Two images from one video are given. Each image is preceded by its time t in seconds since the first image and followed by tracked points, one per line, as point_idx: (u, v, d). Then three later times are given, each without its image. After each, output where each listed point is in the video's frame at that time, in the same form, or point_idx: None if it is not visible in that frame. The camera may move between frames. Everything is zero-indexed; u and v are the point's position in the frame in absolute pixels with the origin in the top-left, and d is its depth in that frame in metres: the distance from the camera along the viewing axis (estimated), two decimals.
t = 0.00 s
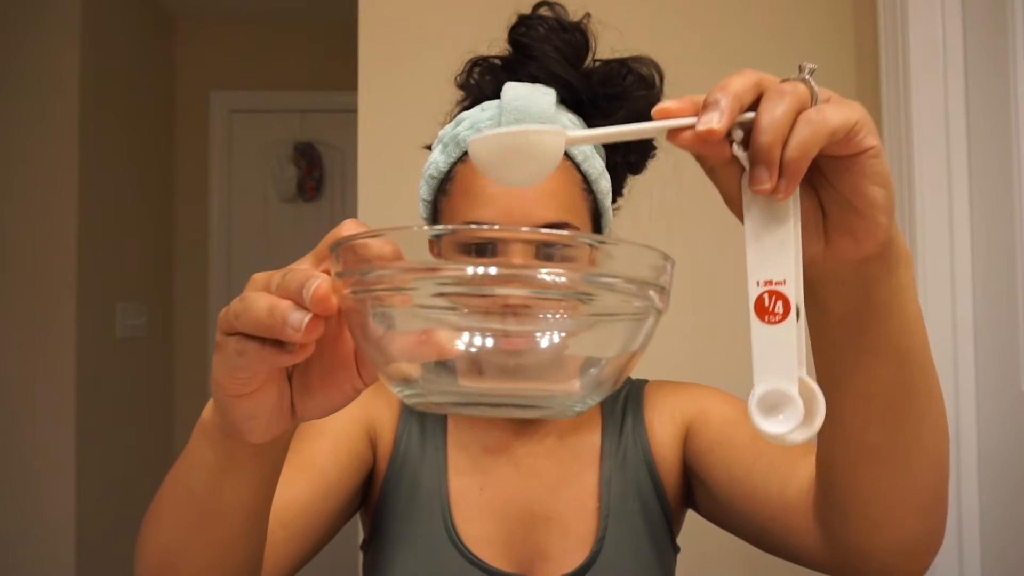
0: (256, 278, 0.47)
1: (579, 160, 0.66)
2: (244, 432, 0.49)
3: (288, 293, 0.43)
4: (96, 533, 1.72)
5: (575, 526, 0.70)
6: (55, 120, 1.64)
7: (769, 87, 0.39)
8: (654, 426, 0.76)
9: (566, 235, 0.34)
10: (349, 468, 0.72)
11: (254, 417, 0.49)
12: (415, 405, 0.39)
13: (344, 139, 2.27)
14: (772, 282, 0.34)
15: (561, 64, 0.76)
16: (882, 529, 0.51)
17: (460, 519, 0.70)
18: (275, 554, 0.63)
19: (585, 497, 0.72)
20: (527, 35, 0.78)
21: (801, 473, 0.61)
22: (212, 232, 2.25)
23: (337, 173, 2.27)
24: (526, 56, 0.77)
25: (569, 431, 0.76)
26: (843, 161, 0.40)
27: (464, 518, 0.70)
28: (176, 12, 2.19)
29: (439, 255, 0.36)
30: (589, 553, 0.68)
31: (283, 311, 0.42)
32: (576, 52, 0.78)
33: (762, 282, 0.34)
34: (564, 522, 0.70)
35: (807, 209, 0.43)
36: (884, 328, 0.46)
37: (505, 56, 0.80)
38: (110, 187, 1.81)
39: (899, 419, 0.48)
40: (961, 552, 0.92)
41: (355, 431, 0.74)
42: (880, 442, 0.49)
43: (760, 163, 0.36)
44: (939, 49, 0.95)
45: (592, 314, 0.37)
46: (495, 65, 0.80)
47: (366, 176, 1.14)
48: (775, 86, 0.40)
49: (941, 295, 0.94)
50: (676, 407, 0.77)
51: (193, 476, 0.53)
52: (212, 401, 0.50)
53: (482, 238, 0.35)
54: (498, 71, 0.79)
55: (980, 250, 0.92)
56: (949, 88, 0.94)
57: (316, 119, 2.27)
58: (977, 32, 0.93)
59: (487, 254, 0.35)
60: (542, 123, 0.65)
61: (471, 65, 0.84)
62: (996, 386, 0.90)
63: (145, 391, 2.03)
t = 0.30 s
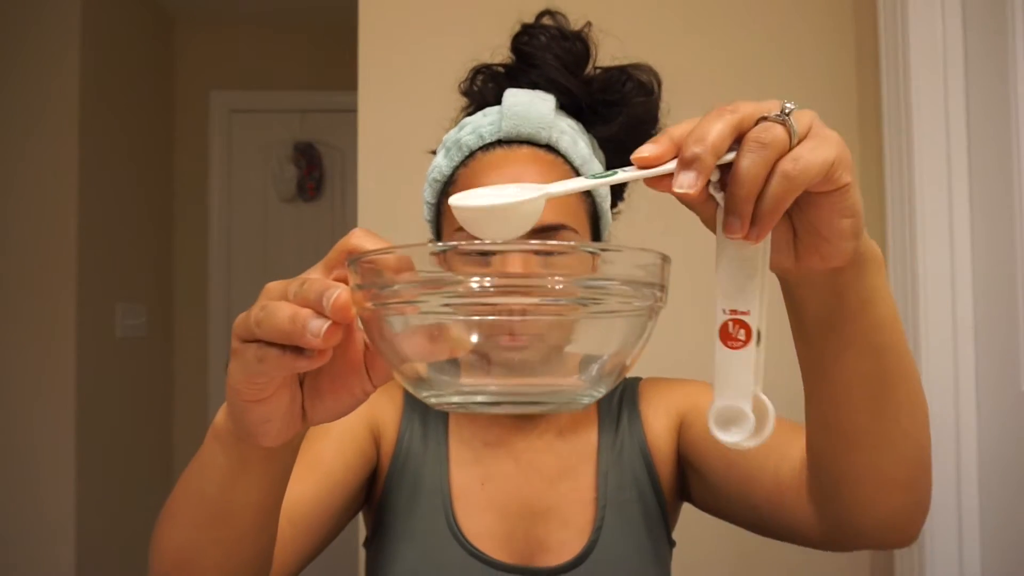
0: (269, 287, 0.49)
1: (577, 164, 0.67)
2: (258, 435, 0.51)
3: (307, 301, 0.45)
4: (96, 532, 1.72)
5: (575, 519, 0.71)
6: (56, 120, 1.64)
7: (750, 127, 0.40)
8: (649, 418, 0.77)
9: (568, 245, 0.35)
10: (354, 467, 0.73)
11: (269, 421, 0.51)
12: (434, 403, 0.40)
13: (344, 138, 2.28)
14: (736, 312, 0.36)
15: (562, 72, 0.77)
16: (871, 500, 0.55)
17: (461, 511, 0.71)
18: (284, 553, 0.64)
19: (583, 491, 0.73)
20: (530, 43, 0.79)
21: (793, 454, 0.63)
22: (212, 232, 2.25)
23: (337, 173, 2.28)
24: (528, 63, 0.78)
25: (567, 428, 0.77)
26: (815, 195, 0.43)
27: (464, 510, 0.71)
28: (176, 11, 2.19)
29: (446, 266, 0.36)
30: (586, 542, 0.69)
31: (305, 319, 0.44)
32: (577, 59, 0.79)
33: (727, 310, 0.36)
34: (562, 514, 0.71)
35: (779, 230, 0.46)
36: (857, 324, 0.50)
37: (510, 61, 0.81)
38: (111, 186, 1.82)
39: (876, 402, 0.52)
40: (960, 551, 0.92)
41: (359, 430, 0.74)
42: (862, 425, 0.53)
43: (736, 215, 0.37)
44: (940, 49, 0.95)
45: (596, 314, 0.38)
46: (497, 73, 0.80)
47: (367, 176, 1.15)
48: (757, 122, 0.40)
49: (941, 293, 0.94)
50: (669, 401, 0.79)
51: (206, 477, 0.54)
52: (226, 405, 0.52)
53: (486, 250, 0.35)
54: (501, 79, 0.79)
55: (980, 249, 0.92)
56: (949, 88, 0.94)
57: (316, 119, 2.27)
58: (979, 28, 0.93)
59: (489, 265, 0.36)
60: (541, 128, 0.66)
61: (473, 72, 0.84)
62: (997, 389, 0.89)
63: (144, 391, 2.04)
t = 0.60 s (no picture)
0: (271, 282, 0.50)
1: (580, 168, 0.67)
2: (256, 426, 0.52)
3: (305, 288, 0.46)
4: (96, 531, 1.73)
5: (571, 514, 0.71)
6: (55, 120, 1.64)
7: (755, 137, 0.39)
8: (644, 414, 0.78)
9: (556, 214, 0.36)
10: (355, 466, 0.73)
11: (265, 411, 0.51)
12: (433, 380, 0.42)
13: (344, 138, 2.28)
14: (734, 306, 0.39)
15: (565, 76, 0.78)
16: (865, 478, 0.57)
17: (460, 509, 0.71)
18: (285, 549, 0.65)
19: (580, 486, 0.73)
20: (534, 46, 0.80)
21: (783, 433, 0.65)
22: (211, 231, 2.26)
23: (337, 172, 2.28)
24: (532, 68, 0.79)
25: (562, 428, 0.77)
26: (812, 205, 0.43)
27: (463, 507, 0.71)
28: (177, 11, 2.20)
29: (443, 244, 0.37)
30: (582, 537, 0.69)
31: (304, 302, 0.44)
32: (580, 65, 0.80)
33: (726, 305, 0.40)
34: (560, 508, 0.72)
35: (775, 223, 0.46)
36: (856, 311, 0.51)
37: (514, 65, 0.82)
38: (110, 186, 1.82)
39: (872, 384, 0.53)
40: (960, 549, 0.92)
41: (359, 430, 0.75)
42: (856, 407, 0.54)
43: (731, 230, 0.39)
44: (940, 41, 0.94)
45: (584, 280, 0.39)
46: (501, 75, 0.81)
47: (367, 175, 1.16)
48: (762, 129, 0.39)
49: (942, 291, 0.94)
50: (664, 397, 0.79)
51: (207, 473, 0.55)
52: (226, 398, 0.53)
53: (478, 232, 0.37)
54: (505, 82, 0.80)
55: (979, 245, 0.91)
56: (949, 81, 0.93)
57: (316, 119, 2.28)
58: (977, 17, 0.91)
59: (480, 239, 0.37)
60: (545, 132, 0.67)
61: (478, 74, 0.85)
62: (997, 387, 0.89)
63: (144, 390, 2.04)
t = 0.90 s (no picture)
0: (272, 276, 0.50)
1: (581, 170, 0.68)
2: (253, 418, 0.52)
3: (305, 284, 0.46)
4: (96, 532, 1.72)
5: (568, 513, 0.71)
6: (55, 120, 1.64)
7: (734, 156, 0.39)
8: (642, 414, 0.78)
9: (555, 219, 0.37)
10: (354, 463, 0.73)
11: (263, 403, 0.52)
12: (430, 379, 0.42)
13: (343, 138, 2.28)
14: (714, 310, 0.41)
15: (566, 78, 0.78)
16: (862, 478, 0.57)
17: (458, 509, 0.71)
18: (283, 544, 0.65)
19: (578, 485, 0.73)
20: (536, 47, 0.81)
21: (778, 433, 0.65)
22: (211, 231, 2.26)
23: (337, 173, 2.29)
24: (533, 70, 0.80)
25: (561, 427, 0.78)
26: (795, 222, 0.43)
27: (462, 506, 0.72)
28: (177, 11, 2.20)
29: (443, 246, 0.38)
30: (580, 536, 0.69)
31: (303, 298, 0.45)
32: (581, 67, 0.80)
33: (708, 309, 0.41)
34: (557, 508, 0.72)
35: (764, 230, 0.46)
36: (851, 317, 0.51)
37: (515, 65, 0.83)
38: (110, 185, 1.82)
39: (868, 387, 0.53)
40: (961, 548, 0.92)
41: (358, 427, 0.75)
42: (852, 409, 0.54)
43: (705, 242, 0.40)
44: (939, 41, 0.94)
45: (580, 282, 0.40)
46: (503, 76, 0.82)
47: (367, 174, 1.16)
48: (745, 148, 0.39)
49: (942, 290, 0.94)
50: (660, 398, 0.79)
51: (205, 467, 0.55)
52: (225, 390, 0.53)
53: (466, 238, 0.37)
54: (506, 83, 0.80)
55: (978, 245, 0.91)
56: (949, 80, 0.93)
57: (316, 119, 2.28)
58: (977, 17, 0.90)
59: (473, 247, 0.37)
60: (546, 134, 0.67)
61: (479, 75, 0.85)
62: (997, 386, 0.89)
63: (144, 389, 2.04)
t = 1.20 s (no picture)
0: (270, 273, 0.51)
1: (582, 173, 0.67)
2: (251, 413, 0.52)
3: (303, 282, 0.46)
4: (96, 532, 1.72)
5: (566, 511, 0.71)
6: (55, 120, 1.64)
7: (733, 144, 0.39)
8: (640, 412, 0.78)
9: (549, 224, 0.38)
10: (353, 462, 0.73)
11: (260, 398, 0.52)
12: (426, 378, 0.42)
13: (343, 138, 2.28)
14: (711, 297, 0.41)
15: (568, 82, 0.78)
16: (856, 474, 0.58)
17: (457, 508, 0.71)
18: (282, 541, 0.65)
19: (576, 484, 0.73)
20: (538, 50, 0.81)
21: (773, 429, 0.65)
22: (211, 231, 2.27)
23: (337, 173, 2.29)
24: (536, 72, 0.80)
25: (559, 425, 0.78)
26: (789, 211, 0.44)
27: (462, 505, 0.72)
28: (177, 11, 2.20)
29: (442, 248, 0.38)
30: (578, 534, 0.69)
31: (301, 296, 0.45)
32: (583, 71, 0.81)
33: (704, 296, 0.42)
34: (556, 506, 0.72)
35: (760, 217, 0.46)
36: (847, 309, 0.51)
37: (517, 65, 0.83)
38: (110, 185, 1.82)
39: (862, 378, 0.54)
40: (961, 548, 0.92)
41: (357, 426, 0.75)
42: (847, 401, 0.55)
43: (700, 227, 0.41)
44: (940, 41, 0.94)
45: (575, 285, 0.40)
46: (505, 77, 0.82)
47: (367, 174, 1.16)
48: (744, 136, 0.39)
49: (941, 289, 0.94)
50: (658, 395, 0.80)
51: (205, 462, 0.56)
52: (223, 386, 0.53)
53: (477, 242, 0.38)
54: (509, 83, 0.80)
55: (978, 245, 0.91)
56: (949, 80, 0.93)
57: (316, 119, 2.28)
58: (977, 17, 0.91)
59: (477, 247, 0.38)
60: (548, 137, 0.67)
61: (482, 76, 0.85)
62: (997, 386, 0.89)
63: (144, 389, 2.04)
